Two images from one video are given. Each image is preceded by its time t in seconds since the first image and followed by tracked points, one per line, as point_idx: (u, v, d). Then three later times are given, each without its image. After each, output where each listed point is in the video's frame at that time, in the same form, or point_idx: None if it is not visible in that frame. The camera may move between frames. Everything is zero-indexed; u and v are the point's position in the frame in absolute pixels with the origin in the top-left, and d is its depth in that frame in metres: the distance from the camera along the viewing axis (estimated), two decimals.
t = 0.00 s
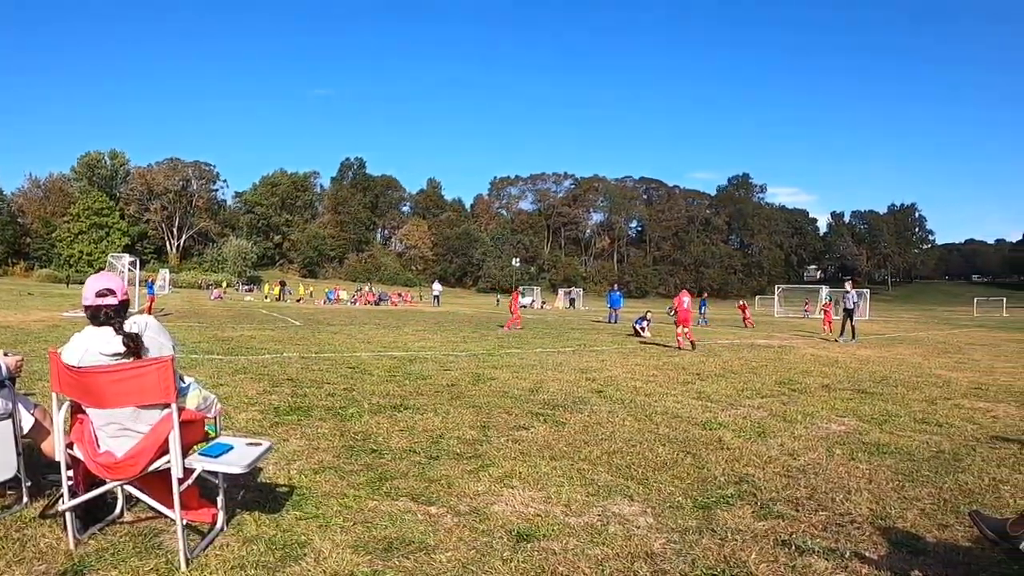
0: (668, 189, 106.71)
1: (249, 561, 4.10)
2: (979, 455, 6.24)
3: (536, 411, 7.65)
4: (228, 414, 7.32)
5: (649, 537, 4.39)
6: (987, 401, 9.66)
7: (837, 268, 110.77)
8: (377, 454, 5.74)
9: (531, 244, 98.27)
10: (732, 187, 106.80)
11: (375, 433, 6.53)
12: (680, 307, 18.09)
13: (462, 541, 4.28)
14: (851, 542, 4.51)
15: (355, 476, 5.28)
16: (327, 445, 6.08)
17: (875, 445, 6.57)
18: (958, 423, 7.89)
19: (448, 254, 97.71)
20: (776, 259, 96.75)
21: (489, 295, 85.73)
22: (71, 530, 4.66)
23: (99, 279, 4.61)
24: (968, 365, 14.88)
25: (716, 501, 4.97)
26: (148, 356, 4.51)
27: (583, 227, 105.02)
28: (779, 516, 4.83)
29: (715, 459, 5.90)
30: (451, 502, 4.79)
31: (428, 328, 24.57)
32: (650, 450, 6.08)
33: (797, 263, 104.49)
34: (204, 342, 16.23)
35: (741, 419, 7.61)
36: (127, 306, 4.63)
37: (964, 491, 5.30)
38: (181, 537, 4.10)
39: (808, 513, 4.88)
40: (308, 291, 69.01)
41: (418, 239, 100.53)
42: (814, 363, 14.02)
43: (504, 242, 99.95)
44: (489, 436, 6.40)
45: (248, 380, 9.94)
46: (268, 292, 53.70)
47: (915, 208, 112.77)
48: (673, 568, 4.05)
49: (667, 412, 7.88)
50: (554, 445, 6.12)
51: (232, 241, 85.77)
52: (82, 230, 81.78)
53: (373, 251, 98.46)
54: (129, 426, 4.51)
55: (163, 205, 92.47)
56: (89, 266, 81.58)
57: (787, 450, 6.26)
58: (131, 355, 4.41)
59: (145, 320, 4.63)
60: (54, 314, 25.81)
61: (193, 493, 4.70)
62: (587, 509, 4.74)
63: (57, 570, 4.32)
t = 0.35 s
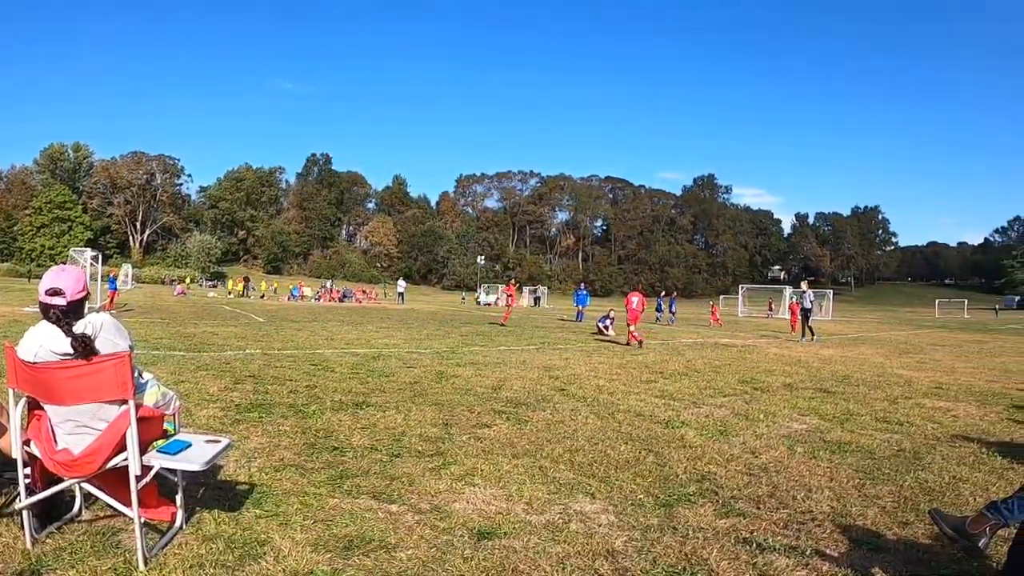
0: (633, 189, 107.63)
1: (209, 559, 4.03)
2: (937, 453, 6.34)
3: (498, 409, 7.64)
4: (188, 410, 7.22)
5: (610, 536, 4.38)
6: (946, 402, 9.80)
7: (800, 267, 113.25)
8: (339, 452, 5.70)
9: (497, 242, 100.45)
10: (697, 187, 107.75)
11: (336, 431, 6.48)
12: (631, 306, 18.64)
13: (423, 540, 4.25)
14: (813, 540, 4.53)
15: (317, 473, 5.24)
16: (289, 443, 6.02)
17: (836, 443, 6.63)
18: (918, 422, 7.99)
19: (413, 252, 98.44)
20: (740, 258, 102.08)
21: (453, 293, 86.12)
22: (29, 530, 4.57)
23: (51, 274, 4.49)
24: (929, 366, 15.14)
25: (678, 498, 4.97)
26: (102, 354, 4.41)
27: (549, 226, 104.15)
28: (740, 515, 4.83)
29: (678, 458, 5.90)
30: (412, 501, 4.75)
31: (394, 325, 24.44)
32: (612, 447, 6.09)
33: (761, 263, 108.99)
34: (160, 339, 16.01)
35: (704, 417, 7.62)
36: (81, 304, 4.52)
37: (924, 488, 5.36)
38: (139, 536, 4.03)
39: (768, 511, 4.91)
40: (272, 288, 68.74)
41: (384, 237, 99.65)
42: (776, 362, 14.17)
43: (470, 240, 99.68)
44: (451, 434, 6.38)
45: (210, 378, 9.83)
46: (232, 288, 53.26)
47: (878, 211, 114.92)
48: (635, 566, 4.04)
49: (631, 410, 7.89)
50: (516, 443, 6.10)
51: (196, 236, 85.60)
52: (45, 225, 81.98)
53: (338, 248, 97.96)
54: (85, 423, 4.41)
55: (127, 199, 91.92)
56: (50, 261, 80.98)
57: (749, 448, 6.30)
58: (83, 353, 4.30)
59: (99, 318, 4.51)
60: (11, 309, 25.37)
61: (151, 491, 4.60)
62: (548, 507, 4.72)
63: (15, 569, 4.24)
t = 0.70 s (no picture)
0: (602, 189, 105.54)
1: (175, 567, 4.00)
2: (904, 449, 6.43)
3: (467, 411, 7.67)
4: (154, 417, 7.19)
5: (579, 536, 4.38)
6: (911, 397, 10.04)
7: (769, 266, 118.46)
8: (307, 456, 5.70)
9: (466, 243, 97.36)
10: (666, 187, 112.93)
11: (304, 435, 6.49)
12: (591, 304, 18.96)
13: (391, 543, 4.24)
14: (781, 537, 4.55)
15: (284, 478, 5.22)
16: (256, 448, 6.00)
17: (805, 440, 6.70)
18: (884, 418, 8.14)
19: (382, 254, 98.26)
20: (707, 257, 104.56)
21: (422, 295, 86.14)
22: None
23: (21, 287, 4.34)
24: (895, 362, 15.47)
25: (647, 498, 4.98)
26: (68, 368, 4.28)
27: (517, 226, 102.87)
28: (710, 513, 4.85)
29: (646, 457, 5.93)
30: (380, 504, 4.75)
31: (363, 328, 24.31)
32: (581, 448, 6.10)
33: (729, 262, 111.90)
34: (124, 344, 15.88)
35: (672, 416, 7.70)
36: (51, 317, 4.38)
37: (890, 485, 5.43)
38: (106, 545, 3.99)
39: (739, 509, 4.91)
40: (240, 291, 68.52)
41: (352, 238, 100.71)
42: (744, 360, 14.36)
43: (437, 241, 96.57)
44: (420, 436, 6.39)
45: (177, 383, 9.78)
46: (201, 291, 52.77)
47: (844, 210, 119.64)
48: (605, 566, 4.04)
49: (600, 410, 7.94)
50: (485, 445, 6.09)
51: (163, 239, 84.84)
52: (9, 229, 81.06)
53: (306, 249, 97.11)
54: (48, 433, 4.35)
55: (93, 202, 91.18)
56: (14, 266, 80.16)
57: (718, 446, 6.35)
58: (50, 367, 4.18)
59: (68, 332, 4.37)
60: None
61: (117, 500, 4.55)
62: (517, 509, 4.72)
63: None
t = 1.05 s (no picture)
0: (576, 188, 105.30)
1: (146, 571, 3.95)
2: (877, 447, 6.54)
3: (441, 412, 7.76)
4: (127, 419, 7.22)
5: (553, 536, 4.38)
6: (883, 395, 10.29)
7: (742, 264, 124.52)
8: (280, 458, 5.73)
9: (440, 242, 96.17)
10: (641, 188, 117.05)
11: (278, 437, 6.55)
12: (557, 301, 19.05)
13: (364, 546, 4.22)
14: (755, 535, 4.58)
15: (256, 481, 5.22)
16: (229, 449, 6.01)
17: (778, 438, 6.81)
18: (856, 416, 8.31)
19: (357, 253, 97.95)
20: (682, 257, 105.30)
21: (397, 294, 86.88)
22: None
23: None
24: (868, 360, 15.76)
25: (621, 497, 5.01)
26: (37, 373, 4.22)
27: (491, 225, 102.83)
28: (684, 512, 4.86)
29: (620, 456, 5.99)
30: (353, 505, 4.75)
31: (337, 328, 24.23)
32: (555, 447, 6.15)
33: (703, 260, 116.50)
34: (96, 345, 15.86)
35: (645, 415, 7.81)
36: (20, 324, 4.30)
37: (864, 482, 5.50)
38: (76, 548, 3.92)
39: (713, 507, 4.94)
40: (213, 291, 68.62)
41: (326, 238, 100.59)
42: (717, 358, 14.55)
43: (410, 240, 96.19)
44: (394, 437, 6.44)
45: (151, 385, 9.81)
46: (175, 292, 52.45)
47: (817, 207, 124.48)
48: (578, 566, 4.04)
49: (574, 410, 8.04)
50: (458, 445, 6.14)
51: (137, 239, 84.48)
52: None
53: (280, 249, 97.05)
54: (17, 437, 4.29)
55: (66, 202, 90.80)
56: None
57: (692, 445, 6.43)
58: (20, 372, 4.11)
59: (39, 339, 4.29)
60: None
61: (89, 505, 4.50)
62: (491, 509, 4.72)
63: None
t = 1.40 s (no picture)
0: (551, 190, 107.88)
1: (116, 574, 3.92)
2: (850, 449, 6.69)
3: (416, 414, 7.89)
4: (100, 423, 7.28)
5: (527, 538, 4.40)
6: (857, 396, 10.50)
7: (716, 265, 127.65)
8: (254, 461, 5.78)
9: (415, 245, 98.61)
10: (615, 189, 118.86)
11: (253, 440, 6.62)
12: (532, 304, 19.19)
13: (337, 548, 4.22)
14: (728, 535, 4.62)
15: (231, 484, 5.25)
16: (203, 453, 6.09)
17: (751, 440, 6.97)
18: (829, 417, 8.52)
19: (332, 255, 96.97)
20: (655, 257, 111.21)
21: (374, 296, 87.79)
22: None
23: None
24: (843, 360, 16.04)
25: (595, 499, 5.06)
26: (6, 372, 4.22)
27: (467, 227, 102.47)
28: (657, 513, 4.91)
29: (593, 458, 6.09)
30: (327, 509, 4.77)
31: (312, 330, 24.13)
32: (529, 451, 6.23)
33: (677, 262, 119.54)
34: (65, 347, 15.76)
35: (619, 417, 7.95)
36: None
37: (835, 483, 5.62)
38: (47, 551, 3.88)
39: (685, 508, 5.00)
40: (188, 292, 68.73)
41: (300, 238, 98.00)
42: (692, 359, 14.74)
43: (388, 242, 97.31)
44: (369, 441, 6.54)
45: (123, 387, 9.84)
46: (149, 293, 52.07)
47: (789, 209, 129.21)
48: (551, 567, 4.05)
49: (548, 412, 8.16)
50: (434, 449, 6.23)
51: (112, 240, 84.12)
52: None
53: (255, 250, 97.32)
54: None
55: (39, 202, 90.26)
56: None
57: (666, 447, 6.55)
58: None
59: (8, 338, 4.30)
60: None
61: (60, 509, 4.46)
62: (465, 511, 4.76)
63: None
